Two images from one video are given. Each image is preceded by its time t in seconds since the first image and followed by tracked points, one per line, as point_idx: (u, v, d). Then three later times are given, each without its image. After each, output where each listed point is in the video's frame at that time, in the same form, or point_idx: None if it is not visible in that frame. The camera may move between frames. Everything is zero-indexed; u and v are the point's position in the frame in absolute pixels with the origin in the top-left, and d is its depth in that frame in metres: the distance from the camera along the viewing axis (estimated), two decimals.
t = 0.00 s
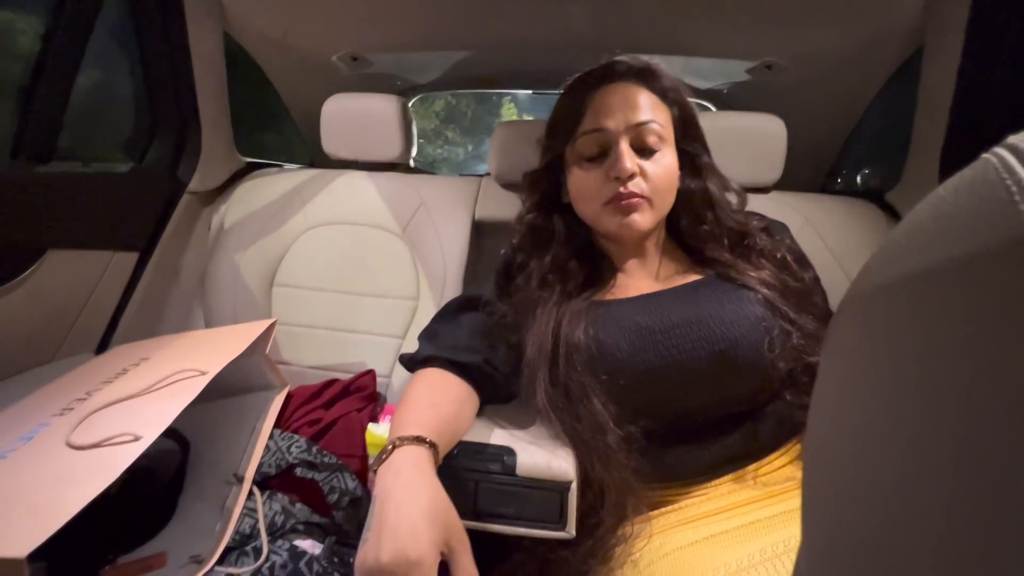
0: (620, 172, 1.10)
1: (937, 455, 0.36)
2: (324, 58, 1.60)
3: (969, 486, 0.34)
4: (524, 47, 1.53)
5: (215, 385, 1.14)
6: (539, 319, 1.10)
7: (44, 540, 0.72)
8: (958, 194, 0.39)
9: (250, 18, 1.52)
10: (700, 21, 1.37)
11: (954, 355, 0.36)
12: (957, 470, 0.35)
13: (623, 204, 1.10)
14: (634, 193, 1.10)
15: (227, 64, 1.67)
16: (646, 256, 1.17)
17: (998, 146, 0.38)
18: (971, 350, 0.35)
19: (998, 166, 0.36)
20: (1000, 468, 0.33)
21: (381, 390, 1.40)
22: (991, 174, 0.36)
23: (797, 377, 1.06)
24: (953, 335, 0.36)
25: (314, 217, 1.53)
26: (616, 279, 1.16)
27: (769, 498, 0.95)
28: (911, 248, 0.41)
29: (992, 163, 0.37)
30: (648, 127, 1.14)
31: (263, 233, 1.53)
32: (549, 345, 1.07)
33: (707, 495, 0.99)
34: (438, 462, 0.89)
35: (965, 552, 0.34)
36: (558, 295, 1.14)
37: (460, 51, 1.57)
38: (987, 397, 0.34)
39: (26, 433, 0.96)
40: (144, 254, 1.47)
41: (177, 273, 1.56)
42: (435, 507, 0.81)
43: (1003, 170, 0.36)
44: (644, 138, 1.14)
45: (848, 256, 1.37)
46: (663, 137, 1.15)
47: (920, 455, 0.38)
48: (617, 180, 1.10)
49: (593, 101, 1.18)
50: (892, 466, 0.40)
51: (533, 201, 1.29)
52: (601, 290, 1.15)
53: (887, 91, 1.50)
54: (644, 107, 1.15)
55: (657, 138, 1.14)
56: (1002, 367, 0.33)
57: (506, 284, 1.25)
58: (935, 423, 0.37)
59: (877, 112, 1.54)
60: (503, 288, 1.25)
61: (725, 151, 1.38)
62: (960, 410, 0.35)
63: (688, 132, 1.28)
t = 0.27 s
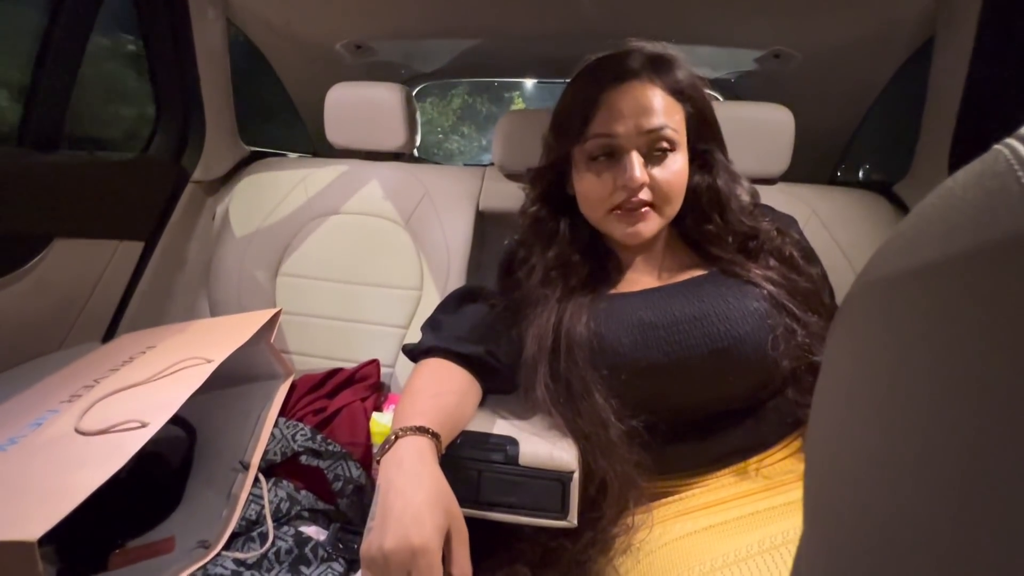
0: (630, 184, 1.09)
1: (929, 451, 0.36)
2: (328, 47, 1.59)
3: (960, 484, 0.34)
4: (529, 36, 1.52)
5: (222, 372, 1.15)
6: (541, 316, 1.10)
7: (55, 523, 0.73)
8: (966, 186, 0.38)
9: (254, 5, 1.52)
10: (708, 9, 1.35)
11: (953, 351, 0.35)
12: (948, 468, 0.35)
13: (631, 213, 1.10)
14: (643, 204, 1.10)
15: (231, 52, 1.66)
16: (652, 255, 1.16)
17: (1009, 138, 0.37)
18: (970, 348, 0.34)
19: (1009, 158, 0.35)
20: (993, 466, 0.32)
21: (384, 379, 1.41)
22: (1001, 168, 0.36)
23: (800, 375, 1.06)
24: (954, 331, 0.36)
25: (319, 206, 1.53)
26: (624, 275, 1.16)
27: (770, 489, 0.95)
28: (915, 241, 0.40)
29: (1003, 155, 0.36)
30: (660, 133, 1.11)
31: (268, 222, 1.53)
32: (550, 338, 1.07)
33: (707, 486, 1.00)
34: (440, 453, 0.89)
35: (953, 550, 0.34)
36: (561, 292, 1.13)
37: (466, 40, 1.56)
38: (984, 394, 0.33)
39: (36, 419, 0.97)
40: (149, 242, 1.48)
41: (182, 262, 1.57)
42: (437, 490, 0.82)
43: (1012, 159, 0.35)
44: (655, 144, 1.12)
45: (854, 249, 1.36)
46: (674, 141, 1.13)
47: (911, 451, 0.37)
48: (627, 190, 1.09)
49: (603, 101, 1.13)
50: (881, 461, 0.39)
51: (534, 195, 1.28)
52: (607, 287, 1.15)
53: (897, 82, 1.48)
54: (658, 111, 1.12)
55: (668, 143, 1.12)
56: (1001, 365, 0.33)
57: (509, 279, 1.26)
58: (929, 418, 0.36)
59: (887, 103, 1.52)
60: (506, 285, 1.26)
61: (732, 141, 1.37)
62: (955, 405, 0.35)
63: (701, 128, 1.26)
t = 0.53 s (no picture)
0: (639, 176, 1.08)
1: (923, 450, 0.35)
2: (331, 41, 1.60)
3: (955, 485, 0.33)
4: (533, 31, 1.52)
5: (226, 367, 1.16)
6: (542, 315, 1.10)
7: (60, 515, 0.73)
8: (967, 182, 0.37)
9: None
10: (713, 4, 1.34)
11: (950, 351, 0.35)
12: (942, 468, 0.34)
13: (638, 206, 1.09)
14: (651, 197, 1.09)
15: (236, 46, 1.67)
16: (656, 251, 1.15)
17: (1015, 134, 0.35)
18: (965, 350, 0.34)
19: (1012, 154, 0.34)
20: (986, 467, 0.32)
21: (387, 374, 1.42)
22: (1004, 164, 0.34)
23: (803, 373, 1.06)
24: (951, 331, 0.35)
25: (322, 201, 1.53)
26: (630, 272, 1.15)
27: (771, 486, 0.95)
28: (913, 240, 0.39)
29: (1007, 152, 0.35)
30: (670, 126, 1.11)
31: (272, 217, 1.54)
32: (552, 334, 1.07)
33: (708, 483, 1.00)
34: (444, 449, 0.89)
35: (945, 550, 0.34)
36: (564, 288, 1.13)
37: (470, 35, 1.56)
38: (979, 394, 0.32)
39: (42, 411, 0.98)
40: (155, 236, 1.49)
41: (187, 256, 1.58)
42: (443, 487, 0.82)
43: (1014, 157, 0.34)
44: (665, 138, 1.11)
45: (859, 246, 1.36)
46: (684, 136, 1.12)
47: (906, 451, 0.37)
48: (635, 183, 1.08)
49: (614, 93, 1.12)
50: (877, 461, 0.39)
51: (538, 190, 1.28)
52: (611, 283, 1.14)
53: (903, 77, 1.47)
54: (668, 106, 1.11)
55: (678, 137, 1.11)
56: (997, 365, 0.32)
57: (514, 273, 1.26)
58: (922, 417, 0.36)
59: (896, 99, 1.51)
60: (509, 278, 1.26)
61: (736, 137, 1.36)
62: (951, 405, 0.34)
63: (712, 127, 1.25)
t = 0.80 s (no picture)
0: (645, 158, 1.08)
1: (922, 447, 0.36)
2: (336, 40, 1.61)
3: (953, 482, 0.34)
4: (537, 30, 1.52)
5: (232, 364, 1.17)
6: (547, 305, 1.10)
7: (72, 507, 0.75)
8: (968, 180, 0.37)
9: None
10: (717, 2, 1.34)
11: (946, 348, 0.35)
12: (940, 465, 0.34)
13: (645, 191, 1.09)
14: (657, 181, 1.09)
15: (242, 45, 1.68)
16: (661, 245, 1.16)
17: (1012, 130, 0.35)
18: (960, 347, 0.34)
19: (1010, 150, 0.34)
20: (981, 465, 0.32)
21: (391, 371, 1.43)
22: (1000, 160, 0.34)
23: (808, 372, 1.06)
24: (947, 328, 0.35)
25: (328, 198, 1.54)
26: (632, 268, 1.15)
27: (771, 484, 0.96)
28: (912, 239, 0.39)
29: (1003, 149, 0.35)
30: (678, 113, 1.12)
31: (278, 214, 1.55)
32: (556, 330, 1.08)
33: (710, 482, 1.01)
34: (447, 445, 0.90)
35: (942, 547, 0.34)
36: (567, 282, 1.14)
37: (474, 34, 1.57)
38: (974, 392, 0.33)
39: (52, 406, 0.99)
40: (161, 234, 1.51)
41: (194, 253, 1.60)
42: (447, 481, 0.83)
43: (1012, 154, 0.34)
44: (673, 125, 1.12)
45: (863, 245, 1.35)
46: (691, 125, 1.13)
47: (906, 448, 0.37)
48: (642, 166, 1.08)
49: (623, 81, 1.14)
50: (877, 459, 0.39)
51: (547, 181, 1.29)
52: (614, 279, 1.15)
53: (908, 75, 1.47)
54: (676, 93, 1.13)
55: (686, 125, 1.12)
56: (992, 362, 0.32)
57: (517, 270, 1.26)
58: (921, 414, 0.36)
59: (901, 96, 1.51)
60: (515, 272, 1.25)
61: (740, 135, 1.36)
62: (948, 401, 0.34)
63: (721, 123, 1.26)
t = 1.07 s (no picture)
0: (656, 154, 1.08)
1: (919, 451, 0.35)
2: (338, 40, 1.61)
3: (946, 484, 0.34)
4: (538, 30, 1.52)
5: (235, 363, 1.17)
6: (549, 307, 1.10)
7: (75, 505, 0.75)
8: (966, 183, 0.37)
9: None
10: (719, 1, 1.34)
11: (944, 352, 0.35)
12: (935, 469, 0.34)
13: (654, 187, 1.09)
14: (667, 177, 1.09)
15: (244, 46, 1.68)
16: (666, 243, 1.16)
17: (1006, 133, 0.35)
18: (958, 351, 0.34)
19: (1005, 152, 0.34)
20: (974, 470, 0.32)
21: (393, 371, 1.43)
22: (995, 162, 0.34)
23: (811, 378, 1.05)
24: (947, 331, 0.35)
25: (330, 198, 1.54)
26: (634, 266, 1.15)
27: (771, 485, 0.96)
28: (917, 240, 0.39)
29: (997, 152, 0.35)
30: (689, 111, 1.12)
31: (279, 214, 1.55)
32: (558, 330, 1.08)
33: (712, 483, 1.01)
34: (448, 445, 0.90)
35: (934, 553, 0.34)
36: (569, 282, 1.13)
37: (476, 33, 1.57)
38: (970, 397, 0.32)
39: (56, 405, 1.00)
40: (164, 234, 1.51)
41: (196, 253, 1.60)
42: (447, 482, 0.83)
43: (1007, 157, 0.34)
44: (684, 122, 1.12)
45: (865, 244, 1.35)
46: (702, 123, 1.13)
47: (903, 451, 0.37)
48: (652, 161, 1.08)
49: (635, 76, 1.14)
50: (877, 462, 0.39)
51: (556, 174, 1.29)
52: (617, 278, 1.14)
53: (911, 74, 1.46)
54: (688, 90, 1.13)
55: (697, 123, 1.12)
56: (987, 366, 0.32)
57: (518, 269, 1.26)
58: (920, 418, 0.36)
59: (904, 96, 1.50)
60: (516, 268, 1.25)
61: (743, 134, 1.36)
62: (945, 404, 0.34)
63: (730, 124, 1.26)
